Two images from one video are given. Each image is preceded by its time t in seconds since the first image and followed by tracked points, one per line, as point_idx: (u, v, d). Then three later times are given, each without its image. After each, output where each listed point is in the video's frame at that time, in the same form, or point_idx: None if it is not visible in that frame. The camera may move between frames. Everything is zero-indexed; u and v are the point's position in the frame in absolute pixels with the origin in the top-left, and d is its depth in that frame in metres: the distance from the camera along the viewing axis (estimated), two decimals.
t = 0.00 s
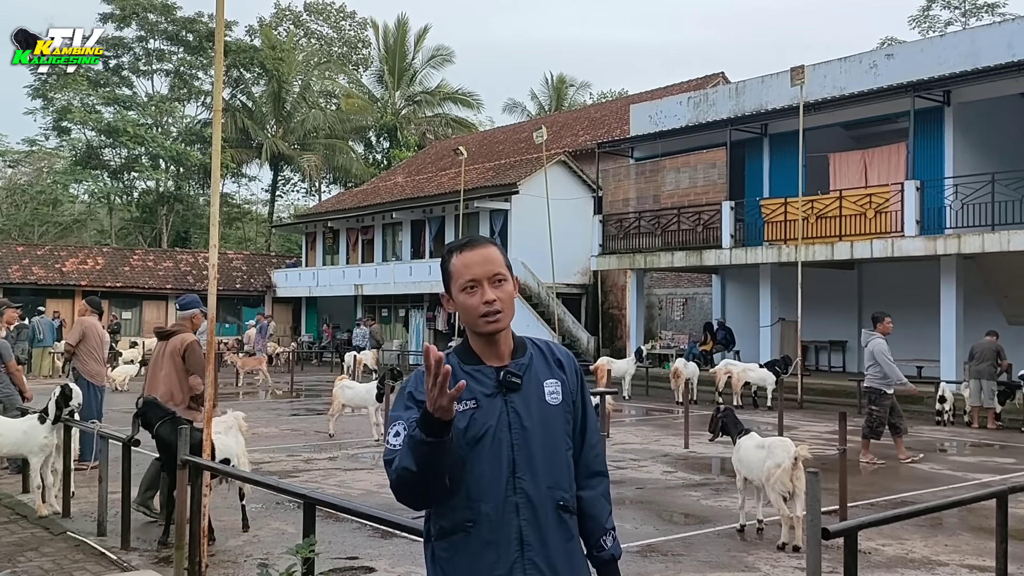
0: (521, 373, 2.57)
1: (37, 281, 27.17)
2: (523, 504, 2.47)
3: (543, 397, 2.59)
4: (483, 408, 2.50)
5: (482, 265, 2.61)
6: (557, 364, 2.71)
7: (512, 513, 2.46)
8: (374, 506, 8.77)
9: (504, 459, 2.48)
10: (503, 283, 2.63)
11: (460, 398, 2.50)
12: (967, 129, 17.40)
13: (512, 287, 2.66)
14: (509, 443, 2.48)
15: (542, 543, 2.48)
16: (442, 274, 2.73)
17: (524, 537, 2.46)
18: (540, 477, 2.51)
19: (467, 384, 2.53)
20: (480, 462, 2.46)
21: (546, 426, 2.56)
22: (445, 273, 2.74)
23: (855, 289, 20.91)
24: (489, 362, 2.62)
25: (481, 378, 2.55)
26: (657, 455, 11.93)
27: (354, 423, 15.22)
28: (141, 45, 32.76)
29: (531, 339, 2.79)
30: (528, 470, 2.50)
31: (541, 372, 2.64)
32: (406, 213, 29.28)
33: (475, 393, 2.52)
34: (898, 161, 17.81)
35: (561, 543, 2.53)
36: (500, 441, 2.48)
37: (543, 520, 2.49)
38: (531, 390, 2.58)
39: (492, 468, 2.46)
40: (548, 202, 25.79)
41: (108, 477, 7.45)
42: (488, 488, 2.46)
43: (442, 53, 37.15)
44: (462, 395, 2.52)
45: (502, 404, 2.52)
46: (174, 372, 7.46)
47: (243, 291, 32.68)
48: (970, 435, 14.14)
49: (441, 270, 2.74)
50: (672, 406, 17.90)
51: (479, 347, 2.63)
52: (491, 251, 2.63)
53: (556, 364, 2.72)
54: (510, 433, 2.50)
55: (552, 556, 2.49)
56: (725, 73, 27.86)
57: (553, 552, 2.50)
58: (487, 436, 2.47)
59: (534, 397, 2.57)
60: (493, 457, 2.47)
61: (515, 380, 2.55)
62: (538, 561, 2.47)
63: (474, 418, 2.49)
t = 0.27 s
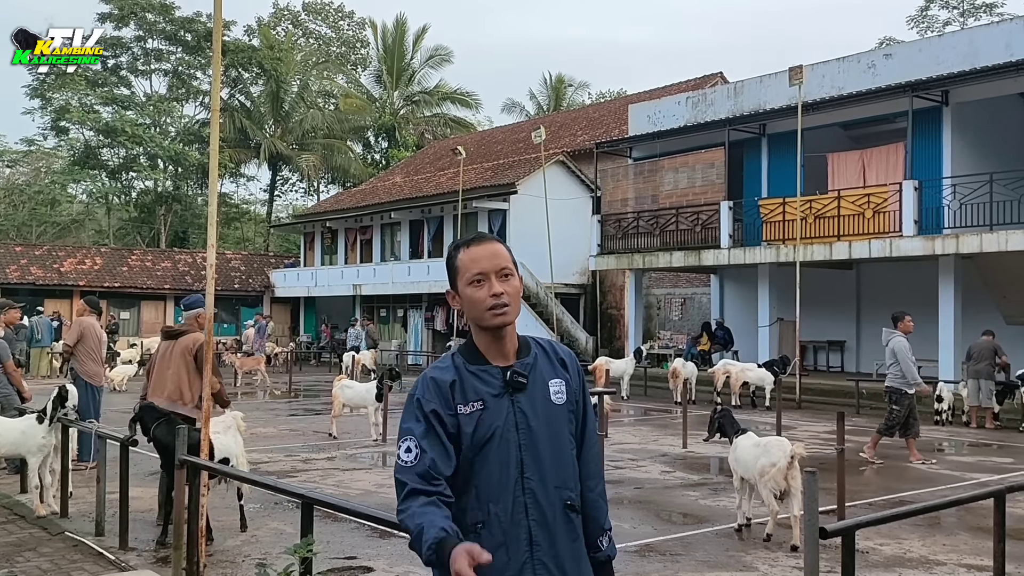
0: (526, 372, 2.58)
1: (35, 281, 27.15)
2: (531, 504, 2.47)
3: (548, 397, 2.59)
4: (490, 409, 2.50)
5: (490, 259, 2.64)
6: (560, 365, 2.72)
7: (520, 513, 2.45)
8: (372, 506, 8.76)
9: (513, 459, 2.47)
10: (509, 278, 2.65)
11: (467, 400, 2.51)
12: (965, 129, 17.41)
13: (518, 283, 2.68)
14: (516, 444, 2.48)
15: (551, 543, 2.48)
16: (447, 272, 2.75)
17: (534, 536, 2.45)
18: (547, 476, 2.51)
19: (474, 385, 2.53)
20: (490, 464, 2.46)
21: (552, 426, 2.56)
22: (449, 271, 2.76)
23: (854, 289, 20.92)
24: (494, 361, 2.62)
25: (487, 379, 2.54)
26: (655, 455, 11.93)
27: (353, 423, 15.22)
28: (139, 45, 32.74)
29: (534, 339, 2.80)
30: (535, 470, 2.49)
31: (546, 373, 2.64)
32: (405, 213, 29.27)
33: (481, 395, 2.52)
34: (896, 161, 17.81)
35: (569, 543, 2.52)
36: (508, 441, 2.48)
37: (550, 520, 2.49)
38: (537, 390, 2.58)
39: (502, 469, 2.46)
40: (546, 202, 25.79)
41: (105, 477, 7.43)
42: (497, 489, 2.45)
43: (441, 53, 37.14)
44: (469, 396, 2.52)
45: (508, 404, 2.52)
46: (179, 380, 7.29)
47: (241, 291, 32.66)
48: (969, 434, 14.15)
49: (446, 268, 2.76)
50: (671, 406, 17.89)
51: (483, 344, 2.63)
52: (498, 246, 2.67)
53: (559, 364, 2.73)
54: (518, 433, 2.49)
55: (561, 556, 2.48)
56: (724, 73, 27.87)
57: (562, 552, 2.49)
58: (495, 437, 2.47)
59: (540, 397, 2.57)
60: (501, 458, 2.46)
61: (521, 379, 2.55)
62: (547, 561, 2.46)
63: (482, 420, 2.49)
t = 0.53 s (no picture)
0: (539, 373, 2.58)
1: (34, 281, 27.15)
2: (547, 505, 2.48)
3: (560, 398, 2.60)
4: (506, 412, 2.50)
5: (507, 259, 2.64)
6: (569, 364, 2.73)
7: (537, 515, 2.46)
8: (370, 506, 8.76)
9: (529, 461, 2.47)
10: (526, 278, 2.65)
11: (483, 405, 2.49)
12: (964, 129, 17.42)
13: (533, 283, 2.68)
14: (532, 446, 2.48)
15: (565, 543, 2.49)
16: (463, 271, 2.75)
17: (549, 538, 2.46)
18: (561, 477, 2.52)
19: (489, 388, 2.52)
20: (508, 469, 2.46)
21: (564, 427, 2.57)
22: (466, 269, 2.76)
23: (852, 290, 20.93)
24: (507, 362, 2.61)
25: (502, 380, 2.54)
26: (654, 455, 11.95)
27: (352, 423, 15.23)
28: (138, 45, 32.73)
29: (542, 339, 2.80)
30: (550, 471, 2.50)
31: (557, 373, 2.65)
32: (403, 213, 29.27)
33: (497, 398, 2.51)
34: (895, 161, 17.83)
35: (581, 542, 2.54)
36: (524, 443, 2.48)
37: (564, 520, 2.50)
38: (550, 391, 2.58)
39: (519, 472, 2.46)
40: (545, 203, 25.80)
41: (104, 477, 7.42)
42: (514, 491, 2.46)
43: (440, 53, 37.12)
44: (485, 399, 2.50)
45: (524, 406, 2.51)
46: (185, 377, 7.52)
47: (240, 291, 32.64)
48: (967, 434, 14.16)
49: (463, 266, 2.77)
50: (670, 406, 17.89)
51: (497, 344, 2.62)
52: (515, 245, 2.67)
53: (568, 364, 2.73)
54: (533, 436, 2.49)
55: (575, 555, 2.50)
56: (723, 73, 27.88)
57: (575, 551, 2.51)
58: (513, 440, 2.47)
59: (553, 397, 2.58)
60: (518, 461, 2.46)
61: (536, 380, 2.55)
62: (563, 561, 2.47)
63: (499, 423, 2.48)
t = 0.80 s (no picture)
0: (558, 374, 2.57)
1: (32, 281, 27.14)
2: (553, 506, 2.48)
3: (580, 400, 2.57)
4: (516, 411, 2.52)
5: (532, 262, 2.67)
6: (597, 368, 2.68)
7: (542, 516, 2.46)
8: (369, 506, 8.77)
9: (537, 460, 2.48)
10: (549, 283, 2.66)
11: (494, 401, 2.54)
12: (963, 130, 17.42)
13: (558, 288, 2.69)
14: (541, 446, 2.48)
15: (571, 546, 2.47)
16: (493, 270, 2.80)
17: (554, 539, 2.46)
18: (572, 480, 2.50)
19: (502, 386, 2.55)
20: (514, 465, 2.48)
21: (580, 429, 2.54)
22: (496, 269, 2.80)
23: (851, 290, 20.95)
24: (526, 362, 2.62)
25: (517, 379, 2.55)
26: (653, 455, 11.96)
27: (351, 423, 15.23)
28: (136, 45, 32.72)
29: (573, 342, 2.77)
30: (560, 472, 2.49)
31: (580, 376, 2.61)
32: (402, 213, 29.27)
33: (508, 394, 2.54)
34: (893, 161, 17.84)
35: (592, 548, 2.51)
36: (533, 442, 2.48)
37: (573, 524, 2.48)
38: (568, 393, 2.56)
39: (525, 470, 2.47)
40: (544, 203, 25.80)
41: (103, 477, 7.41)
42: (520, 487, 2.47)
43: (438, 53, 37.10)
44: (496, 397, 2.54)
45: (536, 406, 2.52)
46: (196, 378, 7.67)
47: (239, 292, 32.64)
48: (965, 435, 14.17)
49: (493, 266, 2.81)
50: (668, 406, 17.89)
51: (518, 345, 2.63)
52: (541, 249, 2.69)
53: (596, 367, 2.68)
54: (543, 435, 2.49)
55: (582, 558, 2.48)
56: (721, 73, 27.89)
57: (584, 555, 2.49)
58: (520, 438, 2.49)
59: (571, 400, 2.55)
60: (526, 459, 2.48)
61: (552, 381, 2.54)
62: (568, 562, 2.46)
63: (507, 420, 2.51)
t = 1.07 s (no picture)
0: (594, 378, 2.63)
1: (30, 282, 27.13)
2: (581, 504, 2.56)
3: (614, 404, 2.62)
4: (550, 409, 2.61)
5: (573, 269, 2.71)
6: (638, 373, 2.71)
7: (569, 513, 2.55)
8: (367, 507, 8.77)
9: (567, 459, 2.57)
10: (589, 290, 2.71)
11: (530, 399, 2.64)
12: (960, 130, 17.44)
13: (599, 295, 2.73)
14: (572, 445, 2.57)
15: (597, 544, 2.55)
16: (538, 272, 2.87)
17: (580, 536, 2.54)
18: (602, 480, 2.57)
19: (539, 385, 2.65)
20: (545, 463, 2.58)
21: (614, 432, 2.60)
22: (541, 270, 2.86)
23: (849, 291, 20.97)
24: (565, 365, 2.70)
25: (554, 379, 2.64)
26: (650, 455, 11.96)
27: (348, 423, 15.22)
28: (134, 45, 32.71)
29: (617, 346, 2.81)
30: (591, 473, 2.57)
31: (617, 379, 2.66)
32: (400, 214, 29.27)
33: (544, 394, 2.63)
34: (891, 162, 17.87)
35: (620, 549, 2.57)
36: (565, 441, 2.57)
37: (600, 523, 2.55)
38: (603, 396, 2.62)
39: (554, 468, 2.57)
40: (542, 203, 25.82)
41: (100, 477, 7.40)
42: (548, 484, 2.58)
43: (437, 53, 37.07)
44: (533, 394, 2.65)
45: (570, 406, 2.60)
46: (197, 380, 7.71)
47: (236, 292, 32.64)
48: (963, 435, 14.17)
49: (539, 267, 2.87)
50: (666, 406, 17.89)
51: (558, 349, 2.71)
52: (584, 256, 2.74)
53: (636, 372, 2.71)
54: (575, 435, 2.58)
55: (606, 557, 2.54)
56: (719, 74, 27.90)
57: (609, 555, 2.55)
58: (552, 436, 2.58)
59: (605, 403, 2.61)
60: (556, 457, 2.58)
61: (587, 384, 2.61)
62: (591, 561, 2.53)
63: (541, 418, 2.61)
